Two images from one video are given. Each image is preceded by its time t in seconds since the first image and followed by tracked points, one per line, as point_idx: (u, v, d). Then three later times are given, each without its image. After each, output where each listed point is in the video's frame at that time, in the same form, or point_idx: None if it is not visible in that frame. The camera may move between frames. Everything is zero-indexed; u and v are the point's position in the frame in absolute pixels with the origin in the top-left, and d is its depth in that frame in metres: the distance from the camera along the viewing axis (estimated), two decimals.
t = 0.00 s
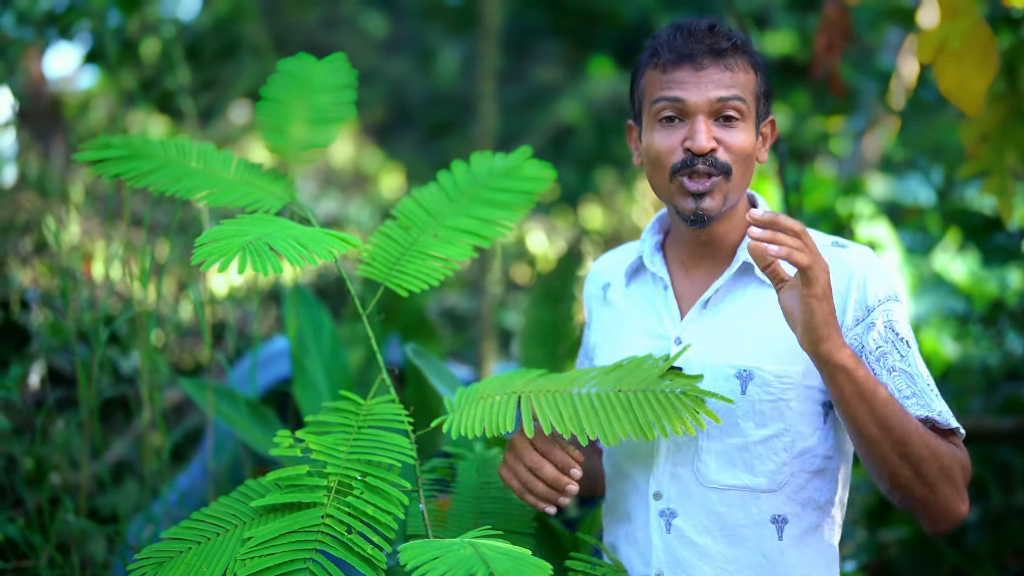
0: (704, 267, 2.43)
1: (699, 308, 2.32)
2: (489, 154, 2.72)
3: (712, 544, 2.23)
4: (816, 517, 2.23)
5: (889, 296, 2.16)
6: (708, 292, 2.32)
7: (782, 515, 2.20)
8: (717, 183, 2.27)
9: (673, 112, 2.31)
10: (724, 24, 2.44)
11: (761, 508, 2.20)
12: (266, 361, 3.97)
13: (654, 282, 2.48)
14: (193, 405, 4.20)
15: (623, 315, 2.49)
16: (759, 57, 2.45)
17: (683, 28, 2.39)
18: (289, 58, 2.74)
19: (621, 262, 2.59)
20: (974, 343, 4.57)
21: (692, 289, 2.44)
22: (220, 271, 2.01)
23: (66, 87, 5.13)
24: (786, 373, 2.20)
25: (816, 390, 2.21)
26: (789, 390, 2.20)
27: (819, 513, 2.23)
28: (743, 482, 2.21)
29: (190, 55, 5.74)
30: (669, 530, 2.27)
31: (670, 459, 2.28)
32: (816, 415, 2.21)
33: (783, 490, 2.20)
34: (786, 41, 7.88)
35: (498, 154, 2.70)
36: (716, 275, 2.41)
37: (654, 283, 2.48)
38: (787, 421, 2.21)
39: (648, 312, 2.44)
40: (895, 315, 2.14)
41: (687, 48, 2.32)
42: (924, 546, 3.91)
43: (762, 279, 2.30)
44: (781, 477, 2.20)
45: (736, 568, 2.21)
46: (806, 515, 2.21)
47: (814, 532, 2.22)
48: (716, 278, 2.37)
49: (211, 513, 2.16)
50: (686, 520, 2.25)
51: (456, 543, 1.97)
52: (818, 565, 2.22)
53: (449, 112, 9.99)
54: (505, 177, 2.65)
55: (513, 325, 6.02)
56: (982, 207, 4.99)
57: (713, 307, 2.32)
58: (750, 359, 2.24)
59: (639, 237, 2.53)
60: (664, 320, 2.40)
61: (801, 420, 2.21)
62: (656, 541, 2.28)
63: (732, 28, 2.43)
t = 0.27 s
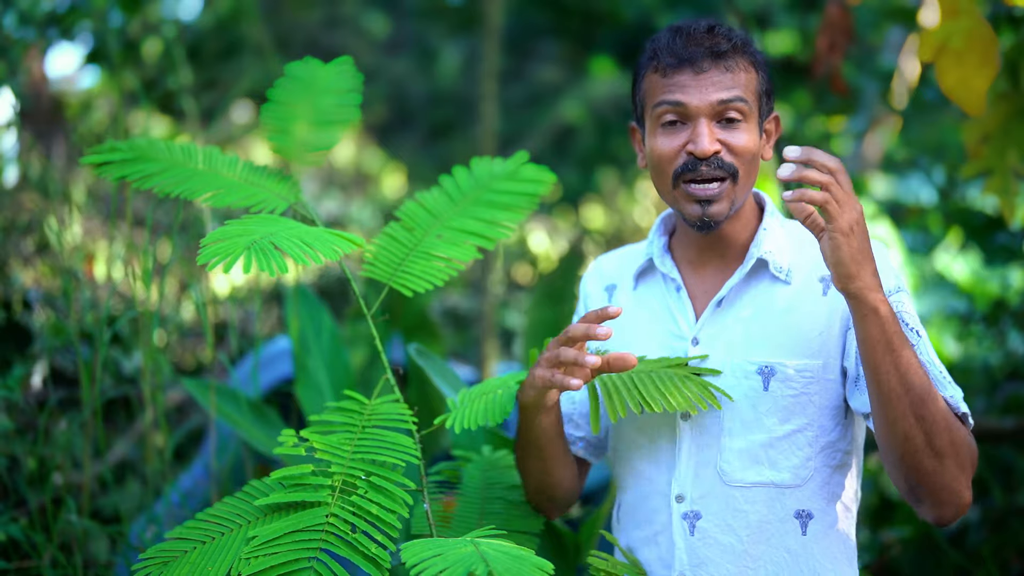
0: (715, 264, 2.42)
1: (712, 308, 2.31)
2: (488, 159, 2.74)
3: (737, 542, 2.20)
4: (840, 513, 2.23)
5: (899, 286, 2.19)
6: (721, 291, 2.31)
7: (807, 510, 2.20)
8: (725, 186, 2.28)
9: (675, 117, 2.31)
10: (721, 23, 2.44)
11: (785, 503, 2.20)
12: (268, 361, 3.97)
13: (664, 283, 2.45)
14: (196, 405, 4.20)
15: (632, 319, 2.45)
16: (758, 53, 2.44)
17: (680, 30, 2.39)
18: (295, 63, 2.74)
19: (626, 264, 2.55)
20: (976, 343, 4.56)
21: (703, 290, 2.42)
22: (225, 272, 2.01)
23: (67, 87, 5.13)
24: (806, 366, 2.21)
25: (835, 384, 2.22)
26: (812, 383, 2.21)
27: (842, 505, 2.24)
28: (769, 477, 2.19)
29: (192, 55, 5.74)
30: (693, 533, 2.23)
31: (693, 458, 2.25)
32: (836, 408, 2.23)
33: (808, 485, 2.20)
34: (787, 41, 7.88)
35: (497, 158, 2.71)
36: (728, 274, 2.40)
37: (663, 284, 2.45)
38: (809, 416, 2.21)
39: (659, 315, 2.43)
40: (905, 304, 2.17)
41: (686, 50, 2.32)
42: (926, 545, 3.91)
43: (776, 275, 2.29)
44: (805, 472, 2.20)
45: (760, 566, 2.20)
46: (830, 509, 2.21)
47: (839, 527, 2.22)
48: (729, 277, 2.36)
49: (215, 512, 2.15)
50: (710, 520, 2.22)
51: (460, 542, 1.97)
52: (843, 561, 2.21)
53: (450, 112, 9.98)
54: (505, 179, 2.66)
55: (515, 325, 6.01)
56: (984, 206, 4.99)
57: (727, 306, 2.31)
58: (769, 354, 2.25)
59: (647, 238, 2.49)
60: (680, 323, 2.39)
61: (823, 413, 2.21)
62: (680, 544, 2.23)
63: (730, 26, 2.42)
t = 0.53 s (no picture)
0: (716, 264, 2.43)
1: (718, 308, 2.31)
2: (504, 156, 2.68)
3: (750, 543, 2.20)
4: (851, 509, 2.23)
5: (903, 282, 2.21)
6: (727, 291, 2.31)
7: (818, 509, 2.20)
8: (724, 186, 2.27)
9: (670, 121, 2.31)
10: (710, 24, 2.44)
11: (797, 503, 2.20)
12: (268, 362, 3.98)
13: (667, 283, 2.47)
14: (195, 406, 4.20)
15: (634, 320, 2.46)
16: (748, 51, 2.44)
17: (668, 35, 2.40)
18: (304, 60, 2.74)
19: (624, 269, 2.55)
20: (976, 343, 4.56)
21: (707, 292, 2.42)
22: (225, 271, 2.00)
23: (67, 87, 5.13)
24: (816, 364, 2.22)
25: (846, 381, 2.23)
26: (822, 381, 2.21)
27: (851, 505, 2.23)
28: (780, 477, 2.19)
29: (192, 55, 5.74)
30: (705, 535, 2.22)
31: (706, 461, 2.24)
32: (846, 405, 2.23)
33: (819, 484, 2.20)
34: (787, 42, 7.88)
35: (510, 156, 2.66)
36: (731, 274, 2.41)
37: (667, 286, 2.47)
38: (820, 414, 2.21)
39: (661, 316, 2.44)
40: (912, 299, 2.18)
41: (676, 56, 2.32)
42: (926, 546, 3.91)
43: (781, 272, 2.30)
44: (817, 471, 2.20)
45: (774, 566, 2.19)
46: (842, 507, 2.22)
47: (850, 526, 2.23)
48: (733, 277, 2.36)
49: (211, 515, 2.15)
50: (723, 522, 2.21)
51: (457, 543, 1.98)
52: (854, 558, 2.21)
53: (450, 112, 9.99)
54: (510, 180, 2.62)
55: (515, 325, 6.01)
56: (984, 207, 4.99)
57: (733, 305, 2.31)
58: (779, 351, 2.24)
59: (648, 239, 2.49)
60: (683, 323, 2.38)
61: (833, 411, 2.21)
62: (692, 547, 2.22)
63: (719, 27, 2.43)
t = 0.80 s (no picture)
0: (713, 266, 2.44)
1: (717, 310, 2.30)
2: (479, 155, 2.71)
3: (753, 553, 2.20)
4: (855, 513, 2.20)
5: (907, 279, 2.15)
6: (724, 294, 2.30)
7: (820, 514, 2.19)
8: (720, 187, 2.29)
9: (659, 124, 2.31)
10: (696, 20, 2.41)
11: (799, 510, 2.19)
12: (269, 361, 3.98)
13: (664, 288, 2.45)
14: (196, 405, 4.21)
15: (632, 321, 2.47)
16: (737, 45, 2.42)
17: (653, 35, 2.38)
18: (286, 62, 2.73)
19: (623, 270, 2.55)
20: (976, 343, 4.56)
21: (705, 295, 2.43)
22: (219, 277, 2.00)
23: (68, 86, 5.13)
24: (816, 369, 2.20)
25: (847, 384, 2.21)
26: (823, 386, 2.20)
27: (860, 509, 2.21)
28: (782, 484, 2.18)
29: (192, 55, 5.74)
30: (707, 545, 2.22)
31: (708, 471, 2.23)
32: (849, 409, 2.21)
33: (821, 489, 2.19)
34: (787, 41, 7.89)
35: (488, 155, 2.70)
36: (727, 277, 2.43)
37: (662, 290, 2.45)
38: (821, 419, 2.19)
39: (658, 317, 2.44)
40: (915, 298, 2.13)
41: (663, 56, 2.31)
42: (926, 546, 3.91)
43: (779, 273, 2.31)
44: (818, 476, 2.18)
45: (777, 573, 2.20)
46: (847, 512, 2.20)
47: (854, 529, 2.21)
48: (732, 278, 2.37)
49: (216, 512, 2.15)
50: (725, 531, 2.21)
51: (461, 543, 1.97)
52: (860, 564, 2.20)
53: (451, 112, 10.00)
54: (498, 177, 2.65)
55: (515, 325, 6.01)
56: (984, 206, 4.99)
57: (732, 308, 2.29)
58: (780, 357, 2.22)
59: (644, 244, 2.49)
60: (681, 326, 2.38)
61: (834, 416, 2.19)
62: (694, 556, 2.23)
63: (706, 22, 2.40)
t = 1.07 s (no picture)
0: (711, 267, 2.44)
1: (715, 309, 2.30)
2: (499, 161, 2.73)
3: (752, 554, 2.19)
4: (855, 515, 2.21)
5: (905, 279, 2.16)
6: (723, 293, 2.30)
7: (819, 516, 2.20)
8: (719, 184, 2.31)
9: (657, 120, 2.31)
10: (694, 16, 2.41)
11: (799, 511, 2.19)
12: (270, 361, 3.98)
13: (661, 287, 2.45)
14: (197, 405, 4.21)
15: (631, 321, 2.47)
16: (734, 40, 2.41)
17: (651, 30, 2.38)
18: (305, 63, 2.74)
19: (623, 271, 2.55)
20: (978, 343, 4.55)
21: (704, 293, 2.42)
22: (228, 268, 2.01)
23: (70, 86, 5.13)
24: (813, 369, 2.22)
25: (844, 384, 2.23)
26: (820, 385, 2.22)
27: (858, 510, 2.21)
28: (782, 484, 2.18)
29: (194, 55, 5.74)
30: (706, 545, 2.22)
31: (708, 473, 2.22)
32: (844, 410, 2.23)
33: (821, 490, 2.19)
34: (789, 41, 7.89)
35: (507, 160, 2.70)
36: (726, 275, 2.42)
37: (661, 290, 2.46)
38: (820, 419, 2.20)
39: (657, 317, 2.44)
40: (913, 299, 2.14)
41: (660, 52, 2.30)
42: (927, 546, 3.90)
43: (778, 273, 2.29)
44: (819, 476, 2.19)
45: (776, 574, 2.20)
46: (846, 514, 2.20)
47: (853, 530, 2.22)
48: (730, 277, 2.35)
49: (217, 512, 2.15)
50: (724, 531, 2.21)
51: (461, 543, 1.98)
52: (858, 565, 2.21)
53: (452, 112, 10.00)
54: (513, 181, 2.65)
55: (516, 324, 6.01)
56: (985, 206, 4.99)
57: (729, 308, 2.30)
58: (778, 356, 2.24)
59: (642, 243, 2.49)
60: (679, 325, 2.38)
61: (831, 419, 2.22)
62: (693, 558, 2.23)
63: (703, 18, 2.40)
